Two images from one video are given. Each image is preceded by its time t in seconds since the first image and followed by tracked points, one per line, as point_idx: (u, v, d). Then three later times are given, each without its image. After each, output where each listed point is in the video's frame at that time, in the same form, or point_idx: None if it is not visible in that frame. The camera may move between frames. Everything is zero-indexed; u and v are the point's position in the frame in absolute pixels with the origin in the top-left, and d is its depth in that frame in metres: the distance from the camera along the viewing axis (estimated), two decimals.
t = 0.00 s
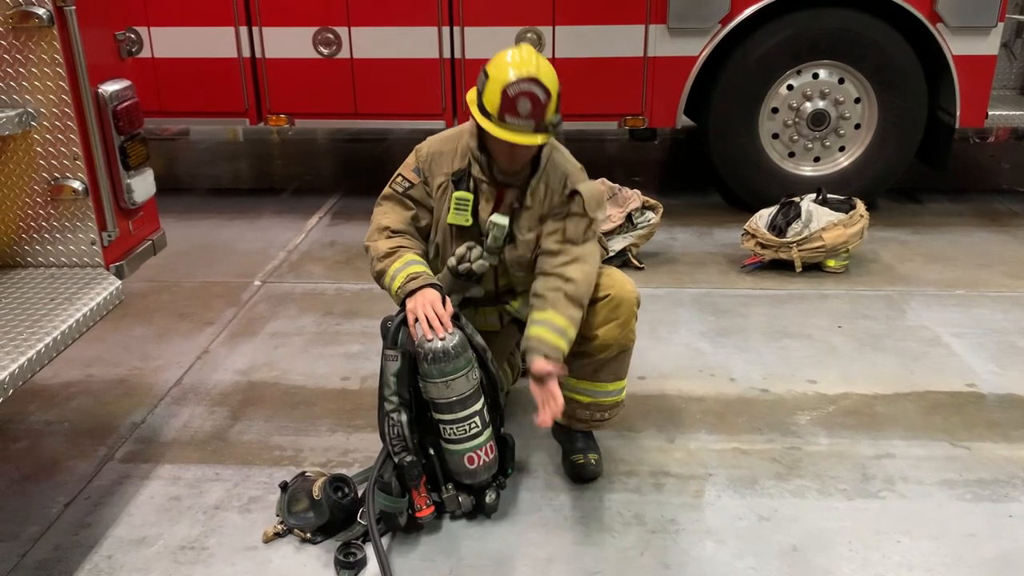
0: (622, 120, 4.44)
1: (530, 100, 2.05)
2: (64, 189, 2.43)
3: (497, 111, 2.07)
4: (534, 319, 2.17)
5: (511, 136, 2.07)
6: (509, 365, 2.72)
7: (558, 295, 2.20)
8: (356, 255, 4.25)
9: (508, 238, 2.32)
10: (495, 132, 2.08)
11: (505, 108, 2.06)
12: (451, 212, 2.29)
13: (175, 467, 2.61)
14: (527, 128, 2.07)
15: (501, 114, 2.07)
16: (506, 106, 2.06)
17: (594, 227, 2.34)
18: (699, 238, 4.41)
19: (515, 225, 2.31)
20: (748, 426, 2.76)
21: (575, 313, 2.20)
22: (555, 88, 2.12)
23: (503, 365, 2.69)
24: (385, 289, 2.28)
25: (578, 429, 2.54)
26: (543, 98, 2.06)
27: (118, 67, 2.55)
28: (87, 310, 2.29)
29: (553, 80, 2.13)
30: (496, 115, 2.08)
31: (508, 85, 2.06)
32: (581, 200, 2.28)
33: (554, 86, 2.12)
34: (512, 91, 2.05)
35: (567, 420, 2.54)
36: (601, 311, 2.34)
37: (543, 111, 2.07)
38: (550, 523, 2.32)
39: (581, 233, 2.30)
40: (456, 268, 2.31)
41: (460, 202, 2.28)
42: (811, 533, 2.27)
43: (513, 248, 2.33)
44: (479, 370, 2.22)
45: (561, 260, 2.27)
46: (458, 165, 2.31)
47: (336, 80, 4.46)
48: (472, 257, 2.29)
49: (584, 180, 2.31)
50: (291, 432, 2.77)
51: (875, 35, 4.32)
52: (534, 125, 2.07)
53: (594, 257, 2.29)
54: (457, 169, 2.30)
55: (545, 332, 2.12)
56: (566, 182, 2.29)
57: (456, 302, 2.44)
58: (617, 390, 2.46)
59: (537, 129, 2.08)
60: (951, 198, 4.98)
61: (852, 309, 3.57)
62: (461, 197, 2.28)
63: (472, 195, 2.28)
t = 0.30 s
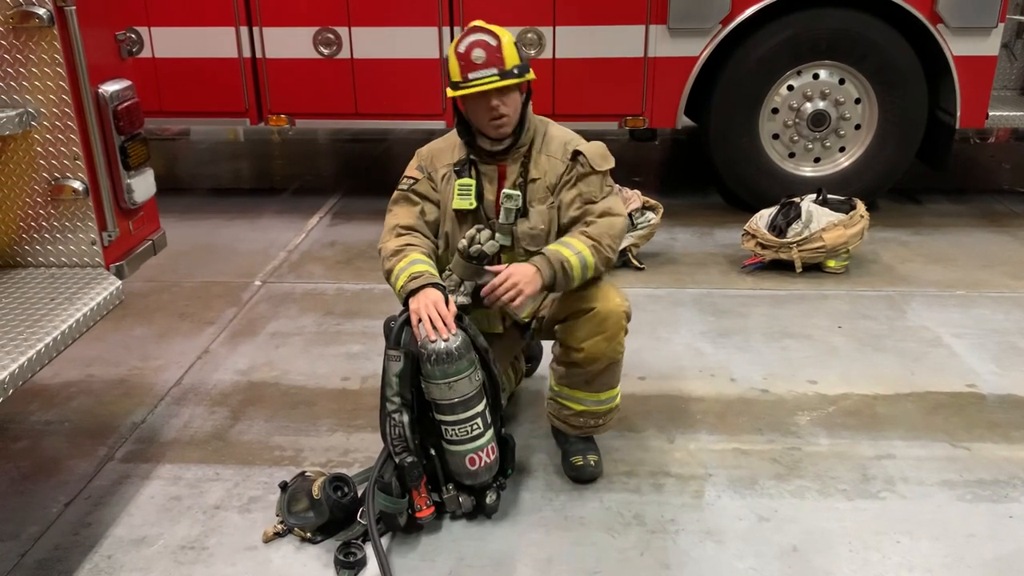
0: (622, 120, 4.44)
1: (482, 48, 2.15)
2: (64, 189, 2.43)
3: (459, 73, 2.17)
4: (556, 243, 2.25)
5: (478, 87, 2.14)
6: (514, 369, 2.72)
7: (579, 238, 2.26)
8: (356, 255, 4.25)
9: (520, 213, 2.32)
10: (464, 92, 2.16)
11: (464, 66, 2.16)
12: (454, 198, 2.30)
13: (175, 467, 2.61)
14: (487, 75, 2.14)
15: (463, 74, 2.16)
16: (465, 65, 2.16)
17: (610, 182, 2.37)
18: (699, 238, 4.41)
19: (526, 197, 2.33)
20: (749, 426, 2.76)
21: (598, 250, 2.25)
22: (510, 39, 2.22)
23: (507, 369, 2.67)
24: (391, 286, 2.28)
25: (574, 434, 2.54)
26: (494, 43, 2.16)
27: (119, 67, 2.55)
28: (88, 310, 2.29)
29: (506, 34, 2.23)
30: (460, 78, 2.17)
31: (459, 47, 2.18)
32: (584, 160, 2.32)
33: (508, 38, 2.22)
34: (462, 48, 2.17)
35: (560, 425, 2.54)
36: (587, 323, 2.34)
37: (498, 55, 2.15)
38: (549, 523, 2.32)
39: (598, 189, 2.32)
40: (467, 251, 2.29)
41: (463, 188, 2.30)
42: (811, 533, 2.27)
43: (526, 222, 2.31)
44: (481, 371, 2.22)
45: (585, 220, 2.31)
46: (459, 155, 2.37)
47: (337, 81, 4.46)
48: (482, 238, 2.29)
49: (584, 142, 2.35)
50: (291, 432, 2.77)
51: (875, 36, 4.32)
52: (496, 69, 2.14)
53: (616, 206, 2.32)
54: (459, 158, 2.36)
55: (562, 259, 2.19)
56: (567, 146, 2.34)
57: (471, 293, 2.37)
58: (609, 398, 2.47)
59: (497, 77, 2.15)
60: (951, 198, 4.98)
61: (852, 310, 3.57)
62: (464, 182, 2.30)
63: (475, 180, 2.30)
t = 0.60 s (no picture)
0: (622, 120, 4.44)
1: (476, 40, 2.18)
2: (65, 189, 2.43)
3: (456, 66, 2.21)
4: (559, 258, 2.26)
5: (474, 77, 2.17)
6: (514, 368, 2.72)
7: (580, 253, 2.27)
8: (357, 255, 4.25)
9: (525, 210, 2.31)
10: (461, 83, 2.20)
11: (460, 59, 2.20)
12: (461, 194, 2.31)
13: (176, 467, 2.61)
14: (483, 66, 2.17)
15: (459, 67, 2.20)
16: (461, 58, 2.20)
17: (615, 186, 2.36)
18: (699, 239, 4.40)
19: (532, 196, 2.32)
20: (749, 427, 2.76)
21: (600, 266, 2.27)
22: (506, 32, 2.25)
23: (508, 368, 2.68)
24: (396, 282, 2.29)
25: (574, 433, 2.54)
26: (487, 34, 2.19)
27: (120, 67, 2.55)
28: (88, 309, 2.29)
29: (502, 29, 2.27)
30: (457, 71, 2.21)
31: (455, 42, 2.23)
32: (591, 162, 2.31)
33: (504, 31, 2.26)
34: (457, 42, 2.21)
35: (562, 424, 2.54)
36: (585, 322, 2.34)
37: (492, 45, 2.19)
38: (550, 523, 2.32)
39: (604, 193, 2.32)
40: (471, 247, 2.30)
41: (469, 184, 2.30)
42: (812, 534, 2.27)
43: (531, 219, 2.31)
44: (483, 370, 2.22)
45: (588, 226, 2.31)
46: (467, 152, 2.37)
47: (338, 81, 4.47)
48: (487, 235, 2.29)
49: (591, 143, 2.34)
50: (291, 432, 2.77)
51: (876, 36, 4.32)
52: (491, 58, 2.17)
53: (623, 216, 2.32)
54: (466, 156, 2.36)
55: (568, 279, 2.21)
56: (573, 147, 2.33)
57: (472, 288, 2.38)
58: (611, 396, 2.47)
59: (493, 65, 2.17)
60: (952, 199, 4.98)
61: (853, 310, 3.57)
62: (471, 178, 2.31)
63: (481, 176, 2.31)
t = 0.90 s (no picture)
0: (624, 121, 4.44)
1: (479, 44, 2.19)
2: (67, 190, 2.44)
3: (458, 70, 2.22)
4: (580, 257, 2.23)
5: (475, 82, 2.18)
6: (514, 369, 2.71)
7: (599, 252, 2.24)
8: (359, 256, 4.25)
9: (527, 212, 2.32)
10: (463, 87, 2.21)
11: (462, 63, 2.21)
12: (464, 196, 2.31)
13: (178, 468, 2.61)
14: (483, 71, 2.18)
15: (462, 71, 2.21)
16: (463, 61, 2.21)
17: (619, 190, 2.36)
18: (701, 240, 4.40)
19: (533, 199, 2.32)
20: (751, 428, 2.76)
21: (616, 269, 2.26)
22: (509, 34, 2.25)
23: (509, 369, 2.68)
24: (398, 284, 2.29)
25: (575, 435, 2.54)
26: (490, 38, 2.19)
27: (122, 68, 2.56)
28: (90, 310, 2.29)
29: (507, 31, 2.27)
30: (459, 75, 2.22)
31: (458, 44, 2.23)
32: (595, 165, 2.32)
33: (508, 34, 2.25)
34: (460, 44, 2.22)
35: (562, 427, 2.54)
36: (589, 324, 2.34)
37: (494, 50, 2.19)
38: (551, 525, 2.32)
39: (610, 196, 2.31)
40: (473, 249, 2.30)
41: (472, 185, 2.31)
42: (813, 536, 2.27)
43: (532, 222, 2.31)
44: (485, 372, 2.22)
45: (599, 230, 2.30)
46: (469, 154, 2.37)
47: (339, 82, 4.47)
48: (488, 237, 2.29)
49: (594, 146, 2.34)
50: (293, 433, 2.77)
51: (877, 38, 4.32)
52: (493, 63, 2.18)
53: (626, 221, 2.32)
54: (468, 158, 2.37)
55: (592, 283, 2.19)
56: (576, 150, 2.34)
57: (474, 290, 2.37)
58: (611, 398, 2.48)
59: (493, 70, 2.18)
60: (953, 200, 4.98)
61: (854, 312, 3.57)
62: (474, 180, 2.31)
63: (484, 178, 2.32)
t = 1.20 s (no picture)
0: (627, 122, 4.44)
1: (480, 51, 2.17)
2: (71, 191, 2.44)
3: (459, 77, 2.21)
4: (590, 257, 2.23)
5: (475, 90, 2.17)
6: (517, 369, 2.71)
7: (607, 254, 2.25)
8: (362, 257, 4.25)
9: (528, 216, 2.32)
10: (462, 95, 2.20)
11: (463, 70, 2.19)
12: (465, 200, 2.32)
13: (180, 469, 2.62)
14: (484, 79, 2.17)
15: (462, 78, 2.20)
16: (464, 68, 2.19)
17: (621, 193, 2.36)
18: (704, 241, 4.40)
19: (534, 203, 2.33)
20: (754, 429, 2.76)
21: (623, 271, 2.26)
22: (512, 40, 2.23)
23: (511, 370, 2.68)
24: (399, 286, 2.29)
25: (578, 436, 2.54)
26: (491, 45, 2.17)
27: (125, 70, 2.56)
28: (94, 311, 2.30)
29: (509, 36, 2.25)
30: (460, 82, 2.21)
31: (459, 51, 2.22)
32: (597, 168, 2.31)
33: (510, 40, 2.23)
34: (461, 51, 2.20)
35: (565, 428, 2.55)
36: (593, 325, 2.33)
37: (496, 57, 2.17)
38: (554, 526, 2.32)
39: (612, 198, 2.31)
40: (475, 253, 2.31)
41: (473, 190, 2.31)
42: (816, 537, 2.27)
43: (534, 225, 2.32)
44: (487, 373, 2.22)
45: (603, 232, 2.30)
46: (470, 158, 2.37)
47: (342, 83, 4.47)
48: (490, 241, 2.30)
49: (596, 149, 2.34)
50: (296, 434, 2.77)
51: (880, 38, 4.32)
52: (493, 71, 2.16)
53: (629, 224, 2.33)
54: (469, 161, 2.36)
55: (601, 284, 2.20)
56: (578, 153, 2.33)
57: (476, 294, 2.39)
58: (613, 399, 2.48)
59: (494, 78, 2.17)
60: (957, 201, 4.97)
61: (857, 313, 3.56)
62: (475, 184, 2.31)
63: (485, 182, 2.32)
